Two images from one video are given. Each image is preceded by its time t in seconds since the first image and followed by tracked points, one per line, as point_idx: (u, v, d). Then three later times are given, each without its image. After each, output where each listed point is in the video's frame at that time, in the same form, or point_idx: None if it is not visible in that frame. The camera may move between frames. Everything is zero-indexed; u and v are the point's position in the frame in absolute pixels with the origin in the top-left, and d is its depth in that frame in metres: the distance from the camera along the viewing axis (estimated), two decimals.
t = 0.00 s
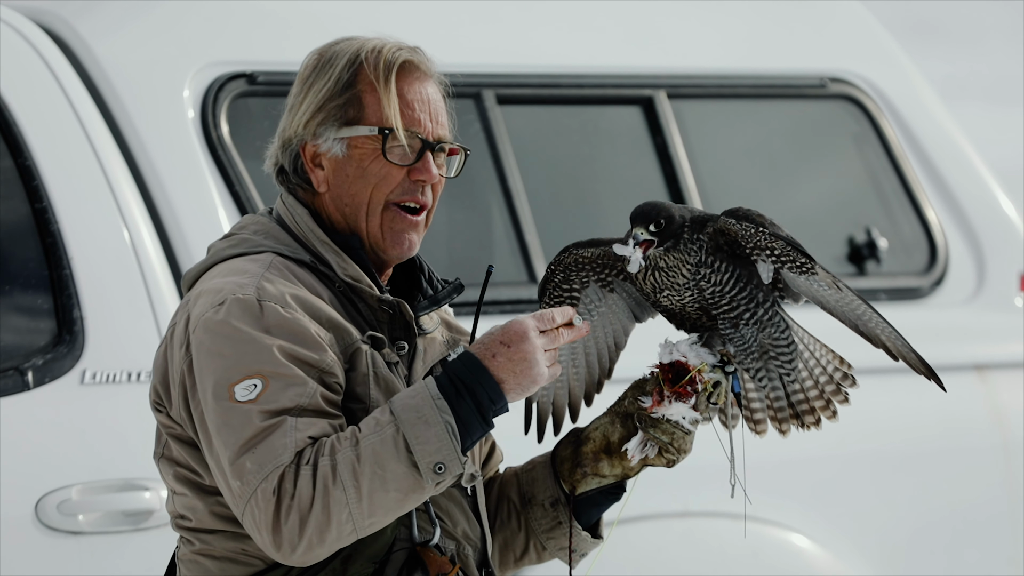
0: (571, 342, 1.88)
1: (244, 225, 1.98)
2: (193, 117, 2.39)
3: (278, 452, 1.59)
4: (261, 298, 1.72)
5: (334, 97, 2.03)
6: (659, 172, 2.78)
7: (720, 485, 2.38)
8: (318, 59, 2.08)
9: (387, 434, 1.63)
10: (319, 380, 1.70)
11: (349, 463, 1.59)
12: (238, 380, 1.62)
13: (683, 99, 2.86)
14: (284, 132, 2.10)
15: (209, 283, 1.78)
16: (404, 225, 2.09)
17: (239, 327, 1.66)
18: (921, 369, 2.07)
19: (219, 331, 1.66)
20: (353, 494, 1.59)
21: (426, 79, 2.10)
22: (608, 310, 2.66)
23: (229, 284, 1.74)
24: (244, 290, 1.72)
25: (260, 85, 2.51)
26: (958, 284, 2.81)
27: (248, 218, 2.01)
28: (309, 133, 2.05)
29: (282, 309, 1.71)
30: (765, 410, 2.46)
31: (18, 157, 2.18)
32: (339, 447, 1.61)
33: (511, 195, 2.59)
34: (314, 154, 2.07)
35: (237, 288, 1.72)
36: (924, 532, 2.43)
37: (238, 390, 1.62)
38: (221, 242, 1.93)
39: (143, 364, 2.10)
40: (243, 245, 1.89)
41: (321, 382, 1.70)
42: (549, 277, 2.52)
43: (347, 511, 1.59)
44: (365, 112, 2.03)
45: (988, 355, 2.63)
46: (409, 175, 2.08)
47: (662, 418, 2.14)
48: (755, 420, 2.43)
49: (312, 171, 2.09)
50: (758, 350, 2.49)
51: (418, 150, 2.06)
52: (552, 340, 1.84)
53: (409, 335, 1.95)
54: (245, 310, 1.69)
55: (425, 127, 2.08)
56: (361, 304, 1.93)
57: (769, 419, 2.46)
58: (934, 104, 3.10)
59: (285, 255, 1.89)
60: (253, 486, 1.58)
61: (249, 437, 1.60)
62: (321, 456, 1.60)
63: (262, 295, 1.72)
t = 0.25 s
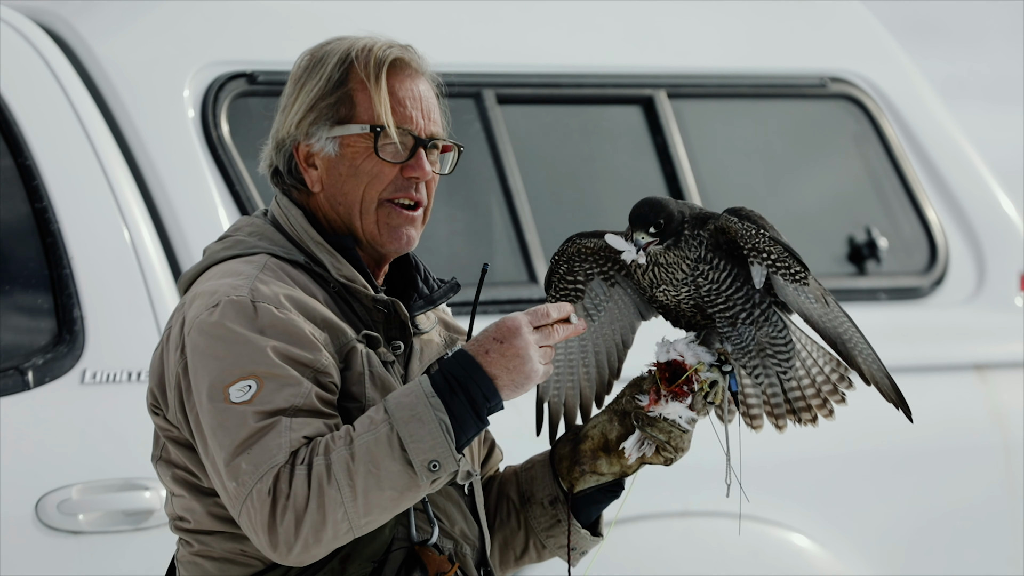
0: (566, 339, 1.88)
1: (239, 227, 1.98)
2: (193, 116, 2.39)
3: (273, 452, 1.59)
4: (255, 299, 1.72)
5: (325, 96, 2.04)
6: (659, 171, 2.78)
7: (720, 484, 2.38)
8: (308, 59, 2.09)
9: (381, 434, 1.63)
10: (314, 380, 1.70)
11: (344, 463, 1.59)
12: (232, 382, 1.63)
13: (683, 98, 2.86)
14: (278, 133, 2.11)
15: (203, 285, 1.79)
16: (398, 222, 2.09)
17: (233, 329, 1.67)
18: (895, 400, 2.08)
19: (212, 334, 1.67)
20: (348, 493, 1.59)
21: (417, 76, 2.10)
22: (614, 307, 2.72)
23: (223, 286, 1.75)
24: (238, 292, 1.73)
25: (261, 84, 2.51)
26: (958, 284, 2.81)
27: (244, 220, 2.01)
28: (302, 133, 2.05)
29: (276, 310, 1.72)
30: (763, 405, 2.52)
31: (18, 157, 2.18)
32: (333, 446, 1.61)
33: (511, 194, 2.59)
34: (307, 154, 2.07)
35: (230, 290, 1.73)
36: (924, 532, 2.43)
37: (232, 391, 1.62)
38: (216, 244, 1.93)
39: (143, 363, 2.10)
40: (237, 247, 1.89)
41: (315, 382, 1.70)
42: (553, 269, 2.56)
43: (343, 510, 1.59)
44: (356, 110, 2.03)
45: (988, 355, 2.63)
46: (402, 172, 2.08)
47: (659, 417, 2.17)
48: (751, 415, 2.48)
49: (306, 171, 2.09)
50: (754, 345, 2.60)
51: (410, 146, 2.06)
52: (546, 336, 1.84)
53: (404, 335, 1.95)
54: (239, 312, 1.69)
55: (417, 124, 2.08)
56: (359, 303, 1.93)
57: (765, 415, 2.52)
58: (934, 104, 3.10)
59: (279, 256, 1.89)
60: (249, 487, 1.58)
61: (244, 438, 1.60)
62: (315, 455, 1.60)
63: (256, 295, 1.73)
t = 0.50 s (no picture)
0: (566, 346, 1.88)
1: (240, 227, 1.98)
2: (194, 116, 2.39)
3: (271, 453, 1.59)
4: (255, 299, 1.72)
5: (324, 95, 2.04)
6: (659, 171, 2.78)
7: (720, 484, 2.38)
8: (307, 60, 2.09)
9: (380, 435, 1.63)
10: (313, 380, 1.70)
11: (343, 464, 1.59)
12: (231, 382, 1.63)
13: (683, 98, 2.86)
14: (278, 134, 2.11)
15: (204, 285, 1.79)
16: (398, 220, 2.08)
17: (232, 329, 1.67)
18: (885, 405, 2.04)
19: (212, 335, 1.67)
20: (347, 495, 1.59)
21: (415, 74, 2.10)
22: (620, 312, 2.68)
23: (224, 286, 1.75)
24: (238, 292, 1.73)
25: (261, 84, 2.51)
26: (958, 284, 2.80)
27: (244, 220, 2.01)
28: (302, 132, 2.05)
29: (276, 310, 1.72)
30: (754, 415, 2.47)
31: (18, 156, 2.18)
32: (332, 448, 1.61)
33: (511, 194, 2.59)
34: (307, 154, 2.07)
35: (231, 290, 1.73)
36: (924, 531, 2.43)
37: (231, 392, 1.62)
38: (217, 244, 1.93)
39: (143, 363, 2.10)
40: (238, 247, 1.89)
41: (315, 382, 1.70)
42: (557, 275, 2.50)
43: (341, 512, 1.59)
44: (355, 109, 2.04)
45: (988, 355, 2.63)
46: (402, 170, 2.07)
47: (657, 414, 2.19)
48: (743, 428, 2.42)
49: (306, 171, 2.09)
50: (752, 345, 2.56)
51: (410, 144, 2.06)
52: (546, 339, 1.85)
53: (405, 335, 1.94)
54: (239, 312, 1.69)
55: (416, 122, 2.08)
56: (359, 304, 1.93)
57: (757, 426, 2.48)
58: (934, 103, 3.09)
59: (280, 256, 1.89)
60: (247, 487, 1.58)
61: (242, 438, 1.60)
62: (314, 456, 1.60)
63: (256, 296, 1.73)
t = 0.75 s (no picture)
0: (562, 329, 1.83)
1: (240, 227, 1.98)
2: (194, 116, 2.39)
3: (268, 452, 1.59)
4: (254, 299, 1.72)
5: (325, 95, 2.04)
6: (660, 171, 2.78)
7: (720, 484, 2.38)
8: (307, 59, 2.09)
9: (373, 431, 1.62)
10: (311, 381, 1.70)
11: (336, 461, 1.59)
12: (229, 382, 1.63)
13: (684, 98, 2.85)
14: (279, 134, 2.11)
15: (204, 285, 1.79)
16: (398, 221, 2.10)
17: (230, 329, 1.67)
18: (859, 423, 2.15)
19: (210, 335, 1.67)
20: (341, 491, 1.59)
21: (416, 74, 2.10)
22: (631, 318, 2.67)
23: (223, 286, 1.75)
24: (237, 292, 1.73)
25: (261, 84, 2.51)
26: (958, 284, 2.80)
27: (245, 220, 2.01)
28: (302, 132, 2.05)
29: (274, 309, 1.72)
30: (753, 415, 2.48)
31: (19, 156, 2.18)
32: (325, 445, 1.60)
33: (512, 195, 2.59)
34: (308, 154, 2.07)
35: (230, 290, 1.73)
36: (924, 531, 2.43)
37: (229, 391, 1.62)
38: (218, 244, 1.93)
39: (143, 363, 2.10)
40: (239, 247, 1.89)
41: (313, 383, 1.70)
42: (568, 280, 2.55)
43: (336, 508, 1.59)
44: (356, 109, 2.03)
45: (988, 355, 2.63)
46: (402, 171, 2.08)
47: (657, 412, 2.18)
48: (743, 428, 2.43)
49: (306, 171, 2.09)
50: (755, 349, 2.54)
51: (410, 145, 2.06)
52: (539, 329, 1.80)
53: (405, 335, 1.95)
54: (239, 312, 1.70)
55: (416, 122, 2.08)
56: (359, 303, 1.93)
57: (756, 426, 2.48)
58: (934, 103, 3.09)
59: (280, 256, 1.89)
60: (245, 487, 1.59)
61: (240, 439, 1.60)
62: (309, 454, 1.60)
63: (255, 296, 1.73)
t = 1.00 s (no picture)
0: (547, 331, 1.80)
1: (240, 228, 1.98)
2: (194, 117, 2.39)
3: (264, 456, 1.59)
4: (253, 301, 1.72)
5: (325, 96, 2.04)
6: (660, 172, 2.78)
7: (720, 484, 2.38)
8: (307, 61, 2.09)
9: (364, 435, 1.61)
10: (309, 382, 1.70)
11: (327, 465, 1.58)
12: (227, 384, 1.63)
13: (684, 99, 2.85)
14: (279, 136, 2.11)
15: (204, 287, 1.79)
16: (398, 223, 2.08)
17: (229, 331, 1.67)
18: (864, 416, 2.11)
19: (209, 337, 1.67)
20: (333, 495, 1.58)
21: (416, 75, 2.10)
22: (638, 318, 2.66)
23: (223, 287, 1.75)
24: (236, 294, 1.73)
25: (262, 85, 2.50)
26: (958, 284, 2.80)
27: (245, 222, 2.01)
28: (302, 133, 2.06)
29: (273, 312, 1.72)
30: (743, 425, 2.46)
31: (19, 157, 2.18)
32: (318, 449, 1.60)
33: (512, 195, 2.59)
34: (308, 155, 2.08)
35: (228, 292, 1.73)
36: (925, 531, 2.43)
37: (227, 394, 1.62)
38: (218, 245, 1.93)
39: (143, 364, 2.10)
40: (239, 248, 1.89)
41: (312, 385, 1.70)
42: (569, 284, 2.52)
43: (328, 513, 1.58)
44: (355, 110, 2.04)
45: (988, 355, 2.63)
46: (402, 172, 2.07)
47: (658, 413, 2.17)
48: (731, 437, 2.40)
49: (306, 173, 2.09)
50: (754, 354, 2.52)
51: (410, 146, 2.05)
52: (527, 330, 1.76)
53: (405, 335, 1.95)
54: (237, 314, 1.70)
55: (416, 123, 2.08)
56: (359, 304, 1.93)
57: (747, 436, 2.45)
58: (934, 103, 3.09)
59: (280, 257, 1.89)
60: (240, 491, 1.59)
61: (236, 442, 1.60)
62: (303, 458, 1.60)
63: (254, 298, 1.73)
